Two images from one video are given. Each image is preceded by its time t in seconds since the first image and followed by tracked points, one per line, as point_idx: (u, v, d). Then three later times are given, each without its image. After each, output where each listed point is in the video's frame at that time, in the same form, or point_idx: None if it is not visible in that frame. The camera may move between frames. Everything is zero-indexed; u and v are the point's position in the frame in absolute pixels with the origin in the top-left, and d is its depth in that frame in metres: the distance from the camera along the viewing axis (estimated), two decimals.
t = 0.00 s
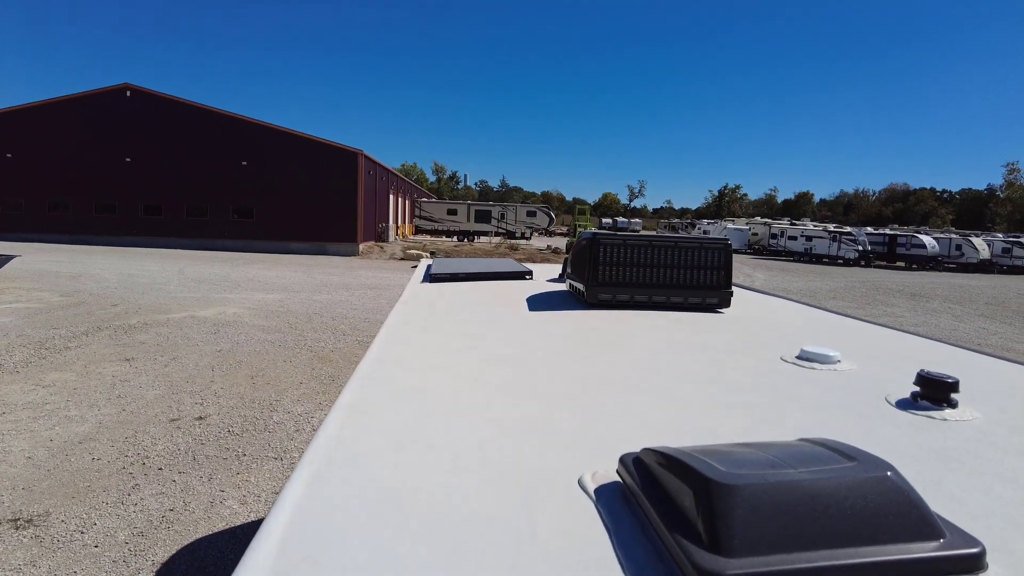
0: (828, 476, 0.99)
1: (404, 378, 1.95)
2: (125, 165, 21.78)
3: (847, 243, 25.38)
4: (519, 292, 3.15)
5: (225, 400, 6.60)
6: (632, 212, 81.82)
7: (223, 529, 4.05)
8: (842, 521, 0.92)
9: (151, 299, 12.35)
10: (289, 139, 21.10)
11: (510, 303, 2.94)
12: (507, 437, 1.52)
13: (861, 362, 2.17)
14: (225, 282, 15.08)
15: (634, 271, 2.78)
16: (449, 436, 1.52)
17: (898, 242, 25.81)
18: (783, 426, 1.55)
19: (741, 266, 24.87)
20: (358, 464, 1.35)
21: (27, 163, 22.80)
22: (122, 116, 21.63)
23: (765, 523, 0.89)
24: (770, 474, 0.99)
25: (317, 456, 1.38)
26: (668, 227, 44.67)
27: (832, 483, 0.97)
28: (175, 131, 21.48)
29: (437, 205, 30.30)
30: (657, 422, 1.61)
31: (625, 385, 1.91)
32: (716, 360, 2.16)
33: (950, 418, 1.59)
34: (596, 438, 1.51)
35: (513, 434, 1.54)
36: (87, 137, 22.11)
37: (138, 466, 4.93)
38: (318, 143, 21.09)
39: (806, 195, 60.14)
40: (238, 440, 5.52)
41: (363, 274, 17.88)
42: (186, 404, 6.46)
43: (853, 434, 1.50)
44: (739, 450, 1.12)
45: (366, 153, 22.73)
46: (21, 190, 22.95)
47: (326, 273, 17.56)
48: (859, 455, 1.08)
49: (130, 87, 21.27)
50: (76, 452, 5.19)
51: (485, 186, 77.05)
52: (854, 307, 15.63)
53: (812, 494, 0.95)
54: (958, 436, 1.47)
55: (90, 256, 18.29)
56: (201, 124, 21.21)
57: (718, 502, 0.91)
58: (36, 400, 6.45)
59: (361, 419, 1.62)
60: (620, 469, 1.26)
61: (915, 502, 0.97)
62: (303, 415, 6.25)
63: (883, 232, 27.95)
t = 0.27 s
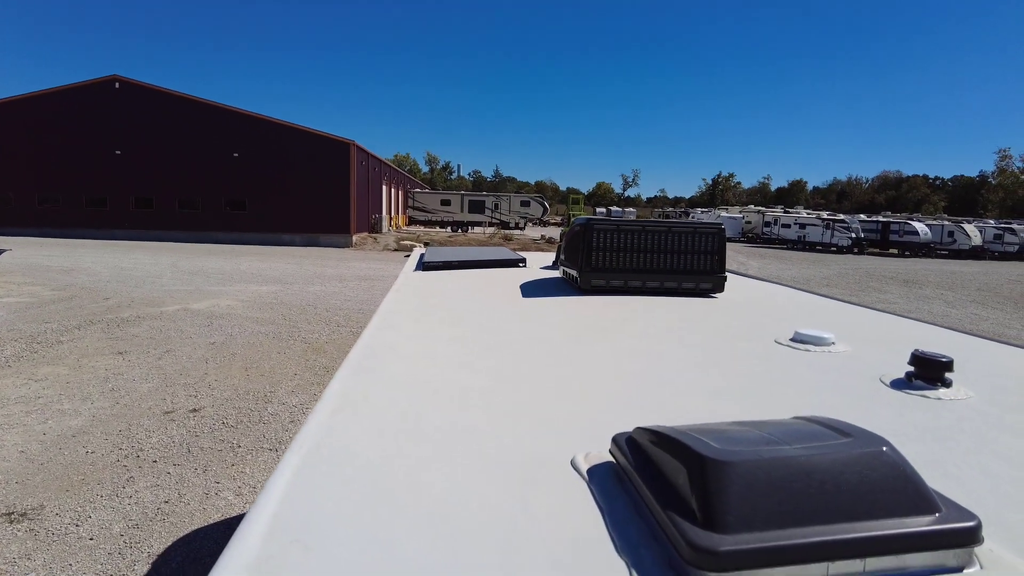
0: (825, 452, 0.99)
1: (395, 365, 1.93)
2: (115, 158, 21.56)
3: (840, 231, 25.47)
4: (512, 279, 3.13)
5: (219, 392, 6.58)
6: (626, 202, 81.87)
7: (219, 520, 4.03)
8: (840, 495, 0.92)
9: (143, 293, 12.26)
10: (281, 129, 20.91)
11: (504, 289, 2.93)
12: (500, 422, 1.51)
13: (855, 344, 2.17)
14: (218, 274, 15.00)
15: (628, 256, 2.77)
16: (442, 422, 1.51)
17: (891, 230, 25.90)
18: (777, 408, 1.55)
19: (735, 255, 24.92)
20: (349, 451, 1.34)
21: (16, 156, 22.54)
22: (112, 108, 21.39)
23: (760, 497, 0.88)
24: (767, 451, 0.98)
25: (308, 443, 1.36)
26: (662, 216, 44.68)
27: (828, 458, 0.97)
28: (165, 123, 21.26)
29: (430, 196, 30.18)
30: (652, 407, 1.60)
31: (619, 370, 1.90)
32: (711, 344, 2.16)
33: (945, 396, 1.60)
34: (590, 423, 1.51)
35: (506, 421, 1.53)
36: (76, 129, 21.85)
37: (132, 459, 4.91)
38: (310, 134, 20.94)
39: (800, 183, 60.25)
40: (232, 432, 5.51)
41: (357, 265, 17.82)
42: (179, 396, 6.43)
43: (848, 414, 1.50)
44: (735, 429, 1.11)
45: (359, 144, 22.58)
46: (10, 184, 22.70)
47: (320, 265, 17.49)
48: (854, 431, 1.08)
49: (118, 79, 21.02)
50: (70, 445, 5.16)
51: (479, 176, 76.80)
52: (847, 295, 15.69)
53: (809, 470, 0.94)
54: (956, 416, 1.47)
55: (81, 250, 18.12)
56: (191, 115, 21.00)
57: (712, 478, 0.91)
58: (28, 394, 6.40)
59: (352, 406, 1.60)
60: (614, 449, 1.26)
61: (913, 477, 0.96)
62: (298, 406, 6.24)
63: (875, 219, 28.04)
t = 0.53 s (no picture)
0: (839, 457, 0.97)
1: (394, 360, 1.90)
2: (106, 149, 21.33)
3: (836, 214, 25.48)
4: (511, 269, 3.10)
5: (216, 384, 6.56)
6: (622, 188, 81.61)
7: (219, 513, 4.03)
8: (856, 504, 0.90)
9: (138, 285, 12.18)
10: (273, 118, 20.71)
11: (503, 279, 2.91)
12: (502, 417, 1.48)
13: (859, 333, 2.15)
14: (212, 266, 14.92)
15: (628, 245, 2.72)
16: (444, 417, 1.48)
17: (886, 213, 25.91)
18: (784, 400, 1.53)
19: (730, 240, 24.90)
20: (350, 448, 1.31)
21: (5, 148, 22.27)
22: (101, 98, 21.11)
23: (775, 506, 0.87)
24: (782, 456, 0.96)
25: (307, 441, 1.33)
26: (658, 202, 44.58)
27: (845, 464, 0.95)
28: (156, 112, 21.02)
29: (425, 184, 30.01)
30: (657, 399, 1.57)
31: (622, 362, 1.88)
32: (714, 334, 2.14)
33: (954, 388, 1.57)
34: (594, 417, 1.48)
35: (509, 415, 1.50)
36: (65, 120, 21.57)
37: (131, 452, 4.90)
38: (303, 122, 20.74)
39: (795, 167, 60.13)
40: (231, 424, 5.49)
41: (352, 254, 17.74)
42: (177, 388, 6.41)
43: (855, 407, 1.49)
44: (744, 430, 1.10)
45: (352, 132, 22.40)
46: None
47: (315, 255, 17.40)
48: (870, 433, 1.06)
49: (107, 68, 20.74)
50: (68, 439, 5.14)
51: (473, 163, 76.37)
52: (843, 279, 15.70)
53: (824, 475, 0.93)
54: (967, 411, 1.44)
55: (73, 242, 17.98)
56: (182, 105, 20.75)
57: (725, 487, 0.89)
58: (24, 388, 6.37)
59: (352, 402, 1.56)
60: (621, 452, 1.22)
61: (931, 483, 0.95)
62: (296, 397, 6.22)
63: (871, 203, 28.03)
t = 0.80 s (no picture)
0: (869, 557, 0.86)
1: (398, 390, 1.75)
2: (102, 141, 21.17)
3: (835, 204, 25.41)
4: (512, 275, 3.03)
5: (215, 382, 6.53)
6: (621, 177, 81.40)
7: (219, 516, 4.01)
8: None
9: (136, 279, 12.13)
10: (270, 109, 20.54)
11: (504, 284, 2.85)
12: (521, 462, 1.34)
13: (863, 354, 1.96)
14: (210, 259, 14.85)
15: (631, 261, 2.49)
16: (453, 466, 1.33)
17: (886, 203, 25.85)
18: (782, 445, 1.38)
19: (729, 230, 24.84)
20: (352, 514, 1.16)
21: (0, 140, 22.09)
22: (96, 90, 20.93)
23: None
24: (806, 555, 0.85)
25: (304, 507, 1.18)
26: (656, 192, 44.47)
27: (877, 565, 0.85)
28: (152, 104, 20.84)
29: (423, 174, 29.84)
30: (681, 437, 1.44)
31: (641, 388, 1.73)
32: (710, 354, 1.97)
33: (971, 438, 1.37)
34: (620, 461, 1.34)
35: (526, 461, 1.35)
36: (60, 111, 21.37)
37: (130, 454, 4.87)
38: (299, 113, 20.57)
39: (794, 156, 60.03)
40: (230, 424, 5.46)
41: (350, 246, 17.67)
42: (176, 387, 6.38)
43: (864, 457, 1.32)
44: (758, 509, 1.00)
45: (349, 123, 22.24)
46: None
47: (313, 247, 17.34)
48: (898, 524, 0.95)
49: (102, 59, 20.54)
50: (66, 441, 5.11)
51: (471, 153, 76.06)
52: (842, 269, 15.67)
53: None
54: (985, 467, 1.25)
55: (70, 236, 17.89)
56: (178, 96, 20.58)
57: None
58: (23, 387, 6.35)
59: (353, 448, 1.42)
60: (639, 523, 1.06)
61: None
62: (295, 395, 6.19)
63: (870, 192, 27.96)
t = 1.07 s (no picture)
0: None
1: (393, 421, 1.61)
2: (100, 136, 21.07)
3: (834, 200, 25.38)
4: (509, 282, 2.99)
5: (213, 383, 6.52)
6: (620, 171, 81.28)
7: (216, 520, 3.99)
8: None
9: (134, 276, 12.10)
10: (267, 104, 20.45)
11: (501, 291, 2.82)
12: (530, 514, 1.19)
13: (863, 379, 1.83)
14: (208, 255, 14.81)
15: (633, 280, 2.22)
16: (452, 520, 1.18)
17: (885, 198, 25.83)
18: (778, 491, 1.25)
19: (728, 226, 24.83)
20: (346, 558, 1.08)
21: None
22: (94, 85, 20.83)
23: None
24: None
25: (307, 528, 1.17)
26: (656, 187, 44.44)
27: None
28: (149, 99, 20.74)
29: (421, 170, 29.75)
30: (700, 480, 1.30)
31: (656, 418, 1.59)
32: (701, 376, 1.85)
33: (971, 483, 1.25)
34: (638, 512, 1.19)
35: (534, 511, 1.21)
36: (58, 106, 21.27)
37: (127, 457, 4.85)
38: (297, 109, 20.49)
39: (793, 151, 60.00)
40: (228, 425, 5.45)
41: (348, 242, 17.62)
42: (173, 387, 6.36)
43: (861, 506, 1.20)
44: None
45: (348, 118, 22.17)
46: None
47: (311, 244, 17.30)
48: None
49: (99, 54, 20.43)
50: (63, 443, 5.09)
51: (470, 147, 75.92)
52: (841, 266, 15.67)
53: None
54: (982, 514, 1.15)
55: (68, 232, 17.83)
56: (176, 91, 20.51)
57: None
58: (20, 388, 6.33)
59: (344, 496, 1.27)
60: None
61: None
62: (292, 396, 6.17)
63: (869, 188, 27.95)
